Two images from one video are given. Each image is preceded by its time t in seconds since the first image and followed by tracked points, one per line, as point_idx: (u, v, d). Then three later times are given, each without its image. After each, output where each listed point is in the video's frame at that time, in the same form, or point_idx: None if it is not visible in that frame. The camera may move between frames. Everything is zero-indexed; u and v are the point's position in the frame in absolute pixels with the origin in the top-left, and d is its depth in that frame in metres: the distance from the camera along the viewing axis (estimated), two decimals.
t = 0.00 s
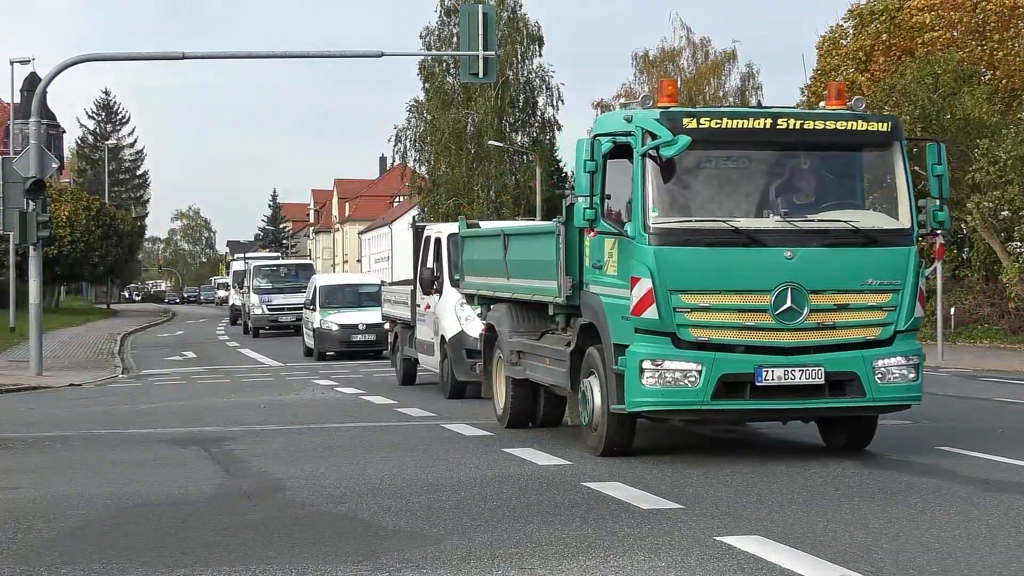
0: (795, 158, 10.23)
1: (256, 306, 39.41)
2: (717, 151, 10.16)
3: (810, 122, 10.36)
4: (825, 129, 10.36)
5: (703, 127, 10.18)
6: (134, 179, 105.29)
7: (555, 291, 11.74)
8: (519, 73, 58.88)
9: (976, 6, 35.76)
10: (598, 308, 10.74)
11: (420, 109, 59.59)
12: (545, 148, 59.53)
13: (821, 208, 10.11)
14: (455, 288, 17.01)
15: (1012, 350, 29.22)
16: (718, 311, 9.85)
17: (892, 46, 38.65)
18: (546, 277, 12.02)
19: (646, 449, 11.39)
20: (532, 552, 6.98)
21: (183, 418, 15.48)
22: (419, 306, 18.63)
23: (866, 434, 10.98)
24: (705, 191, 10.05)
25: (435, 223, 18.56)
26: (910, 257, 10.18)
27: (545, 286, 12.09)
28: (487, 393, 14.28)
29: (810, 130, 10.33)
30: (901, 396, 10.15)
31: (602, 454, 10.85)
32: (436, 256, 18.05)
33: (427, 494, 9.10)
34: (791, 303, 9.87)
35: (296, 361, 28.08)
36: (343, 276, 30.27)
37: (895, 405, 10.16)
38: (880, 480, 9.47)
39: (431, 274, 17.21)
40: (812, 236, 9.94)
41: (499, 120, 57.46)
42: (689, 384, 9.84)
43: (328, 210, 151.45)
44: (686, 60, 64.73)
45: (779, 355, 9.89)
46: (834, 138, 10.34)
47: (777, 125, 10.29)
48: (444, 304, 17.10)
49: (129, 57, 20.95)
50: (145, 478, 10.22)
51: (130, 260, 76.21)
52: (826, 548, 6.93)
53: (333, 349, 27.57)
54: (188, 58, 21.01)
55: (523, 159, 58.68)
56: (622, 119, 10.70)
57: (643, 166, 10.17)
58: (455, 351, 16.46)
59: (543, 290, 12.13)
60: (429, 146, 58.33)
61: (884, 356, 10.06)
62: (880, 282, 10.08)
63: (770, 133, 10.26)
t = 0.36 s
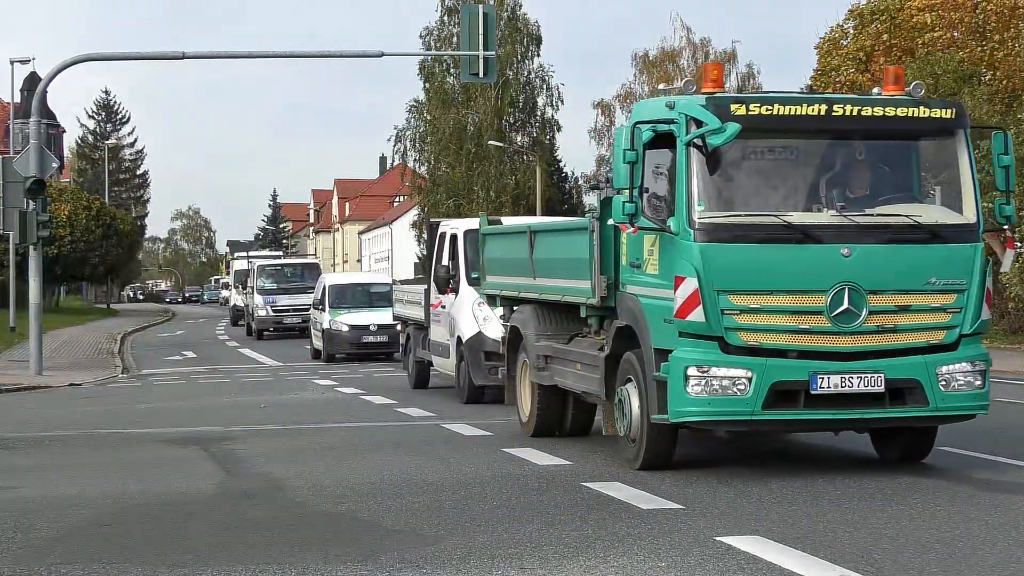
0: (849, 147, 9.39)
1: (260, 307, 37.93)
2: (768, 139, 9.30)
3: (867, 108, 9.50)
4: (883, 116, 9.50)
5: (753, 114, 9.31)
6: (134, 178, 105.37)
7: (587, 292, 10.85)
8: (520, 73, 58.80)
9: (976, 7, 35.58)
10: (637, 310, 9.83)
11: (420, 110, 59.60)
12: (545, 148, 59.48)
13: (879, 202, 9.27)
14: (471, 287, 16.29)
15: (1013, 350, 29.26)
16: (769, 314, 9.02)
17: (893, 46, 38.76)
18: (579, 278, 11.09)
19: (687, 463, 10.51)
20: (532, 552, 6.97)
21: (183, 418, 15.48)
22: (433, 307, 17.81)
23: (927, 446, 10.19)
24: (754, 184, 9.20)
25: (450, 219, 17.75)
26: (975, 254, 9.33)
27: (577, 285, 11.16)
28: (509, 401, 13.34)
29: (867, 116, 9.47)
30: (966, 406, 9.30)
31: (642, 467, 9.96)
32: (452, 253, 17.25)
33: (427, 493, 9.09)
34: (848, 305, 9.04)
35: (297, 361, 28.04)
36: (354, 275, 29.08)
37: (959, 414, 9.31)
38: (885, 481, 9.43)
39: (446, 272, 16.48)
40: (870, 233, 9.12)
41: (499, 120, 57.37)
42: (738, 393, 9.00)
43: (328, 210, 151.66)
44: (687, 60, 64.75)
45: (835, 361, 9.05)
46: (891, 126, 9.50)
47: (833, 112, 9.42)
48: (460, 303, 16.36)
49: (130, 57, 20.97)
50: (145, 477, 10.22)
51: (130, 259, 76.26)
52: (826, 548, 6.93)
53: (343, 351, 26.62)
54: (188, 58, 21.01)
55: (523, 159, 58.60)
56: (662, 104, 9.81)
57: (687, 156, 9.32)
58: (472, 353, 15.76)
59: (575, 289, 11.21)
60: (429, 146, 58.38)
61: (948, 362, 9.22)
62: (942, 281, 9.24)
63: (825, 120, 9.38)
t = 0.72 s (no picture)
0: (915, 135, 8.43)
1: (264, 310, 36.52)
2: (829, 126, 8.34)
3: (935, 93, 8.57)
4: (949, 101, 8.56)
5: (812, 99, 8.37)
6: (135, 177, 105.48)
7: (628, 293, 9.93)
8: (521, 73, 58.86)
9: (977, 7, 35.77)
10: (684, 314, 8.91)
11: (420, 109, 59.65)
12: (546, 148, 59.43)
13: (947, 194, 8.31)
14: (490, 285, 15.41)
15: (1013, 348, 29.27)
16: (830, 317, 8.10)
17: (893, 46, 38.82)
18: (619, 278, 10.16)
19: (736, 477, 9.62)
20: (531, 552, 6.98)
21: (183, 418, 15.47)
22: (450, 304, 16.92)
23: (992, 459, 9.39)
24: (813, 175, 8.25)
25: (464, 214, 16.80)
26: None
27: (616, 286, 10.24)
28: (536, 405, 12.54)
29: (934, 102, 8.52)
30: None
31: (687, 482, 9.05)
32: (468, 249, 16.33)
33: (427, 494, 9.09)
34: (914, 308, 8.12)
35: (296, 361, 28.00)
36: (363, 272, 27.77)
37: None
38: (886, 482, 9.40)
39: (463, 270, 15.60)
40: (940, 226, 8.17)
41: (500, 120, 57.36)
42: (795, 404, 8.09)
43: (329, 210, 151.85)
44: (687, 60, 64.80)
45: (901, 370, 8.13)
46: (958, 112, 8.55)
47: (898, 96, 8.48)
48: (478, 304, 15.49)
49: (130, 56, 20.97)
50: (145, 477, 10.21)
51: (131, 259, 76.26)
52: (825, 548, 6.93)
53: (353, 353, 25.41)
54: (188, 57, 21.02)
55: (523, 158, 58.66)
56: (710, 89, 8.89)
57: (741, 146, 8.39)
58: (492, 356, 14.92)
59: (615, 290, 10.25)
60: (429, 146, 58.47)
61: None
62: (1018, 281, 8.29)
63: (890, 106, 8.44)
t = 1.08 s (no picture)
0: (993, 122, 7.70)
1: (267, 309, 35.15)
2: (901, 111, 7.62)
3: (1016, 76, 7.85)
4: None
5: (881, 82, 7.64)
6: (135, 177, 105.36)
7: (674, 296, 9.16)
8: (521, 74, 58.89)
9: (976, 7, 35.97)
10: (740, 319, 8.13)
11: (420, 109, 59.59)
12: (546, 147, 59.38)
13: None
14: (510, 285, 14.73)
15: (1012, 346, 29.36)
16: (903, 321, 7.37)
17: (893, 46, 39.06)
18: (663, 279, 9.38)
19: (791, 494, 8.88)
20: (531, 552, 6.98)
21: (182, 418, 15.46)
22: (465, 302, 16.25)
23: None
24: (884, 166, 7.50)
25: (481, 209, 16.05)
26: None
27: (660, 288, 9.45)
28: (565, 415, 11.64)
29: (1017, 84, 7.83)
30: None
31: (741, 503, 8.29)
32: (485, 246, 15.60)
33: (427, 494, 9.10)
34: (996, 311, 7.38)
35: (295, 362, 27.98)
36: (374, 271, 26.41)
37: None
38: (888, 484, 9.41)
39: (481, 268, 14.93)
40: None
41: (500, 121, 57.34)
42: (864, 416, 7.38)
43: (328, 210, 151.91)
44: (687, 60, 64.88)
45: (980, 380, 7.41)
46: None
47: (976, 79, 7.77)
48: (496, 303, 14.84)
49: (130, 56, 20.96)
50: (144, 477, 10.21)
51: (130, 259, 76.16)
52: (824, 548, 6.95)
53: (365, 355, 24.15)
54: (188, 57, 21.01)
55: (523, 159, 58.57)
56: (769, 71, 8.10)
57: (804, 132, 7.62)
58: (511, 359, 14.31)
59: (658, 293, 9.48)
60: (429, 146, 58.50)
61: None
62: None
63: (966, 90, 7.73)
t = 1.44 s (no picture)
0: None
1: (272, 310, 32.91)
2: (995, 91, 6.71)
3: None
4: None
5: (973, 58, 6.73)
6: (135, 177, 105.38)
7: (733, 298, 8.32)
8: (520, 74, 58.85)
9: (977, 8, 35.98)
10: (811, 324, 7.27)
11: (420, 109, 59.50)
12: (546, 147, 59.39)
13: None
14: (531, 284, 13.88)
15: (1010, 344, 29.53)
16: (997, 326, 6.49)
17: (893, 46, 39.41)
18: (721, 280, 8.53)
19: (861, 515, 7.99)
20: (531, 552, 6.97)
21: (181, 418, 15.43)
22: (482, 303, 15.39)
23: None
24: (975, 153, 6.62)
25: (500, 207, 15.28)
26: None
27: (716, 289, 8.61)
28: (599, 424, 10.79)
29: None
30: None
31: (806, 524, 7.41)
32: (505, 244, 14.81)
33: (426, 494, 9.10)
34: None
35: (295, 361, 27.92)
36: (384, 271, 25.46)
37: None
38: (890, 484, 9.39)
39: (500, 267, 14.11)
40: None
41: (501, 121, 57.37)
42: (952, 434, 6.50)
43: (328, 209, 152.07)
44: (687, 61, 64.90)
45: None
46: None
47: None
48: (517, 304, 13.97)
49: (130, 57, 20.96)
50: (142, 477, 10.19)
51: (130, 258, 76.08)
52: (826, 549, 6.94)
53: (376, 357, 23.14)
54: (189, 57, 21.01)
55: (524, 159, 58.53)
56: (842, 48, 7.22)
57: (884, 118, 6.76)
58: (533, 363, 13.34)
59: (714, 295, 8.65)
60: (429, 146, 58.50)
61: None
62: None
63: None
